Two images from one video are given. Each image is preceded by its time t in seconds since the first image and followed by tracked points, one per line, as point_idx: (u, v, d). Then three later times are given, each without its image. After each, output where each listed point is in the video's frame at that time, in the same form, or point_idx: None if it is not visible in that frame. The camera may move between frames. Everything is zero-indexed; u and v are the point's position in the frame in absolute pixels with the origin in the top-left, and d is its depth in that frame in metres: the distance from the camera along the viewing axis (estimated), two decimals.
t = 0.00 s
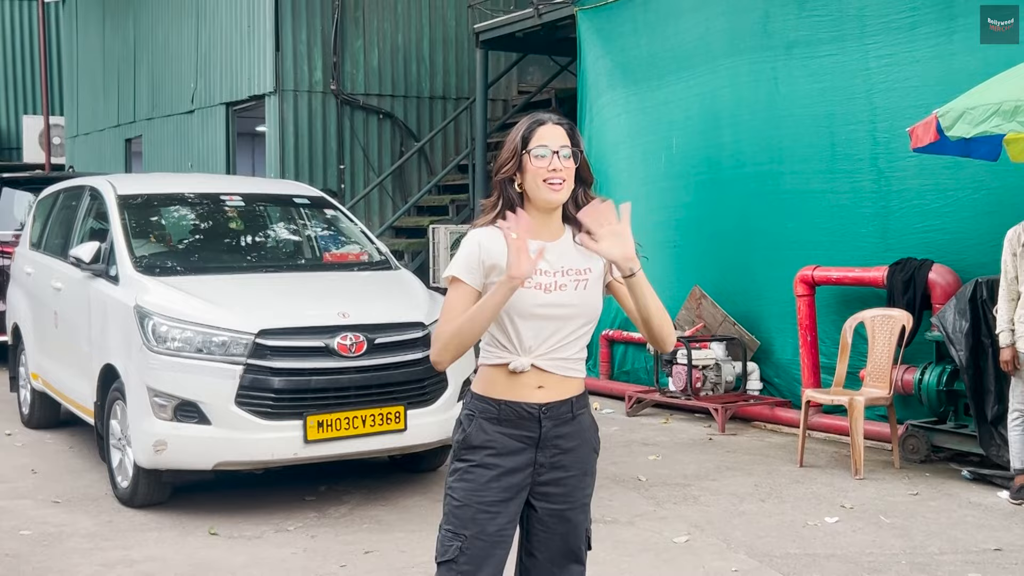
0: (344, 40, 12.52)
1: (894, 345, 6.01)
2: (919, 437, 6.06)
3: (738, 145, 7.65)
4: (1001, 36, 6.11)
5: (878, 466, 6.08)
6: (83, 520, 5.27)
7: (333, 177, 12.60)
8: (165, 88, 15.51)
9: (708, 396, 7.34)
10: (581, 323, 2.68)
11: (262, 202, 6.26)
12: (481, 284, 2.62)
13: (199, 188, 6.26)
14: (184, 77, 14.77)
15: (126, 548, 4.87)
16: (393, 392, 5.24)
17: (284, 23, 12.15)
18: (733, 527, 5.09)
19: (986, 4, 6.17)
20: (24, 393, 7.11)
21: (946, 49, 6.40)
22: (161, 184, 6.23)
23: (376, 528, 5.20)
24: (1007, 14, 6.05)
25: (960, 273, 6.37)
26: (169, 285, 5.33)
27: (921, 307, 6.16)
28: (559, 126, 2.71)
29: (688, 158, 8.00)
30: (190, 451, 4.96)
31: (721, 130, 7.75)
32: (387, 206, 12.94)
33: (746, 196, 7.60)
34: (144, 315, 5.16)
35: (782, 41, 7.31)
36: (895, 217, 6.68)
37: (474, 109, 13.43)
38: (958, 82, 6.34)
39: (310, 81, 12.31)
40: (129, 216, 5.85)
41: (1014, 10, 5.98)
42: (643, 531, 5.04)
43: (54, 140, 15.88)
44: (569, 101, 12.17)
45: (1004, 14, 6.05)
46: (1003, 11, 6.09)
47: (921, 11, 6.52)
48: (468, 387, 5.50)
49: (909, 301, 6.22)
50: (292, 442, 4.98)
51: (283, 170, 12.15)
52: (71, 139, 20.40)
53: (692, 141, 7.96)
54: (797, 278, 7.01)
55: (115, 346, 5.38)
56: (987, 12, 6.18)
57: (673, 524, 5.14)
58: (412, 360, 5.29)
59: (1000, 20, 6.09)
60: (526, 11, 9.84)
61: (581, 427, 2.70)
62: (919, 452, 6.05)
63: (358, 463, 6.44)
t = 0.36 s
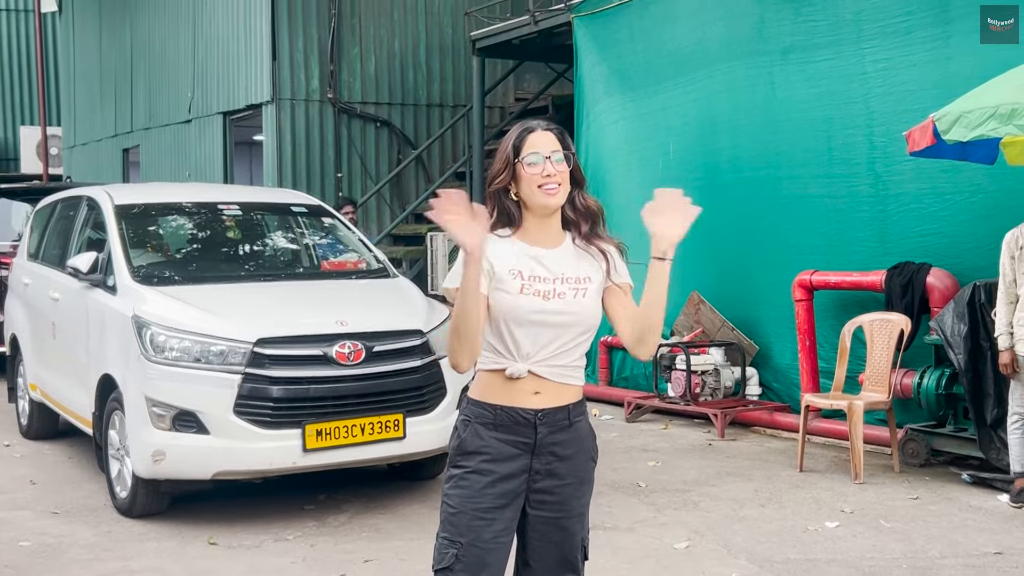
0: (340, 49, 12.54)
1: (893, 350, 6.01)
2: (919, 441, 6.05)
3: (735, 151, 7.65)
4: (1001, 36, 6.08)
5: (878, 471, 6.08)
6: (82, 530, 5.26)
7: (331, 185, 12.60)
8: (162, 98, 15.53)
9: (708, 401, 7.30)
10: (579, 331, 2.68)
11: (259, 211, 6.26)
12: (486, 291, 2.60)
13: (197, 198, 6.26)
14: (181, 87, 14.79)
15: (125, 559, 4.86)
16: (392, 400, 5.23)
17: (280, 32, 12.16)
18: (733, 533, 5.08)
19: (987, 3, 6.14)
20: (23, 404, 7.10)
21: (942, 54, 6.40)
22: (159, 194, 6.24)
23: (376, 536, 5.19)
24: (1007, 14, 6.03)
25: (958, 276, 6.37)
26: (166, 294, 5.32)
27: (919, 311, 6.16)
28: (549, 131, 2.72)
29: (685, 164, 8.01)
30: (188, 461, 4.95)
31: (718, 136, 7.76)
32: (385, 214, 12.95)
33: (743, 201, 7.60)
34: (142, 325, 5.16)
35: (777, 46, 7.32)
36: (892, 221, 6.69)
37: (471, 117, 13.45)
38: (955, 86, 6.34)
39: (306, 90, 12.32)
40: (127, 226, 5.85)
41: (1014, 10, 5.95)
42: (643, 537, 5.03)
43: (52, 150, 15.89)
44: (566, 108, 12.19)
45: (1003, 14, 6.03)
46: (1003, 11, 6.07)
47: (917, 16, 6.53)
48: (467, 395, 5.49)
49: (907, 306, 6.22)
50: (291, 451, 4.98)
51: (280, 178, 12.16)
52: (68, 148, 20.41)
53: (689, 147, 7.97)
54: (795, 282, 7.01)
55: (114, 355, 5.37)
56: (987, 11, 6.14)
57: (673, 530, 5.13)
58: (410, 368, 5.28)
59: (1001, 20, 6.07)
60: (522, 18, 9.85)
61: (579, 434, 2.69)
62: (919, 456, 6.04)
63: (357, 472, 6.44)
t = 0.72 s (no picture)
0: (332, 53, 12.53)
1: (887, 351, 5.99)
2: (913, 443, 6.04)
3: (728, 154, 7.66)
4: (1001, 36, 6.06)
5: (872, 473, 6.08)
6: (75, 537, 5.24)
7: (324, 190, 12.57)
8: (154, 104, 15.50)
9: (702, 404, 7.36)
10: (577, 336, 2.68)
11: (252, 217, 6.25)
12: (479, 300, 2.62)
13: (189, 203, 6.24)
14: (173, 93, 14.76)
15: (118, 566, 4.83)
16: (386, 406, 5.22)
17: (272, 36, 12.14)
18: (728, 536, 5.08)
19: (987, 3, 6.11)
20: (15, 411, 7.07)
21: (934, 56, 6.42)
22: (152, 199, 6.22)
23: (370, 542, 5.17)
24: (1006, 14, 6.01)
25: (951, 279, 6.37)
26: (159, 300, 5.31)
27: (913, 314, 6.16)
28: (553, 138, 2.72)
29: (678, 168, 8.01)
30: (181, 467, 4.93)
31: (710, 139, 7.76)
32: (378, 218, 12.94)
33: (736, 204, 7.60)
34: (134, 331, 5.14)
35: (769, 49, 7.33)
36: (885, 224, 6.70)
37: (463, 121, 13.44)
38: (947, 89, 6.36)
39: (299, 95, 12.31)
40: (119, 232, 5.84)
41: (1013, 10, 5.93)
42: (638, 542, 5.02)
43: (43, 156, 15.84)
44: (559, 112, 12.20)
45: (1003, 14, 6.01)
46: (1003, 11, 6.04)
47: (908, 19, 6.54)
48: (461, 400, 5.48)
49: (901, 308, 6.23)
50: (284, 457, 4.96)
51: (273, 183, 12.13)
52: (59, 155, 20.36)
53: (682, 151, 7.97)
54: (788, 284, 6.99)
55: (106, 362, 5.35)
56: (987, 11, 6.12)
57: (668, 534, 5.12)
58: (404, 373, 5.28)
59: (1001, 20, 6.04)
60: (515, 22, 9.85)
61: (577, 440, 2.68)
62: (913, 459, 6.04)
63: (351, 478, 6.42)
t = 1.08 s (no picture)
0: (322, 55, 12.52)
1: (874, 354, 6.00)
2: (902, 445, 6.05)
3: (717, 157, 7.67)
4: (1002, 35, 6.01)
5: (860, 475, 6.09)
6: (62, 540, 5.22)
7: (313, 192, 12.57)
8: (143, 105, 15.47)
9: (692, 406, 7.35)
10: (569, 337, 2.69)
11: (241, 219, 6.24)
12: (468, 308, 2.61)
13: (178, 205, 6.23)
14: (162, 94, 14.74)
15: (105, 569, 4.81)
16: (374, 408, 5.21)
17: (262, 38, 12.13)
18: (717, 538, 5.08)
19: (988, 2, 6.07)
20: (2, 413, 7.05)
21: (921, 59, 6.44)
22: (139, 201, 6.21)
23: (359, 544, 5.16)
24: (1007, 13, 5.96)
25: (939, 280, 6.39)
26: (146, 302, 5.29)
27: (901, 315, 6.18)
28: (546, 140, 2.72)
29: (668, 170, 8.01)
30: (169, 470, 4.91)
31: (700, 142, 7.77)
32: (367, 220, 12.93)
33: (726, 207, 7.61)
34: (122, 333, 5.12)
35: (758, 51, 7.34)
36: (874, 226, 6.72)
37: (453, 123, 13.44)
38: (936, 91, 6.37)
39: (288, 96, 12.30)
40: (107, 233, 5.82)
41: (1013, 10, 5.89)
42: (627, 544, 5.02)
43: (31, 158, 15.81)
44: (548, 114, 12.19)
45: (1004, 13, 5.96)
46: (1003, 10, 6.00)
47: (897, 21, 6.56)
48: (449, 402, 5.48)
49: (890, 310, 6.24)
50: (272, 459, 4.95)
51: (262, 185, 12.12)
52: (48, 156, 20.32)
53: (672, 153, 7.97)
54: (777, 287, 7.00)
55: (94, 364, 5.33)
56: (988, 10, 6.08)
57: (656, 536, 5.12)
58: (393, 375, 5.27)
59: (1001, 19, 6.00)
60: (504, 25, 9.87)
61: (569, 441, 2.69)
62: (901, 460, 6.04)
63: (339, 480, 6.41)
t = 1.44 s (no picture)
0: (309, 55, 12.51)
1: (860, 355, 6.02)
2: (887, 446, 6.05)
3: (705, 159, 7.68)
4: (1002, 36, 5.97)
5: (846, 476, 6.11)
6: (45, 540, 5.20)
7: (300, 192, 12.56)
8: (129, 104, 15.44)
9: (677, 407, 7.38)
10: (558, 339, 2.68)
11: (227, 218, 6.23)
12: (457, 307, 2.60)
13: (164, 203, 6.21)
14: (148, 93, 14.70)
15: (89, 569, 4.79)
16: (360, 408, 5.20)
17: (249, 38, 12.11)
18: (702, 538, 5.08)
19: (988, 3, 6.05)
20: None
21: (907, 62, 6.46)
22: (125, 199, 6.19)
23: (344, 544, 5.15)
24: (1008, 14, 5.92)
25: (925, 282, 6.41)
26: (131, 301, 5.27)
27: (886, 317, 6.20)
28: (535, 139, 2.72)
29: (655, 172, 8.02)
30: (154, 469, 4.89)
31: (688, 144, 7.77)
32: (354, 220, 12.92)
33: (713, 209, 7.62)
34: (107, 332, 5.10)
35: (746, 53, 7.35)
36: (861, 227, 6.74)
37: (441, 123, 13.43)
38: (922, 94, 6.39)
39: (275, 96, 12.28)
40: (92, 231, 5.80)
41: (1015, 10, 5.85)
42: (613, 544, 5.02)
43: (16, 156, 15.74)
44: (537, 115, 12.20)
45: (1005, 14, 5.93)
46: (1003, 11, 5.97)
47: (884, 24, 6.59)
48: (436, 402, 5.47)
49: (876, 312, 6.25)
50: (258, 459, 4.93)
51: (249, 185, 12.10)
52: (34, 155, 20.24)
53: (659, 155, 7.98)
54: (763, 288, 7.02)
55: (78, 363, 5.31)
56: (987, 11, 6.05)
57: (642, 536, 5.12)
58: (379, 375, 5.26)
59: (1001, 20, 5.96)
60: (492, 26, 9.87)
61: (557, 439, 2.69)
62: (886, 462, 6.05)
63: (325, 480, 6.39)
